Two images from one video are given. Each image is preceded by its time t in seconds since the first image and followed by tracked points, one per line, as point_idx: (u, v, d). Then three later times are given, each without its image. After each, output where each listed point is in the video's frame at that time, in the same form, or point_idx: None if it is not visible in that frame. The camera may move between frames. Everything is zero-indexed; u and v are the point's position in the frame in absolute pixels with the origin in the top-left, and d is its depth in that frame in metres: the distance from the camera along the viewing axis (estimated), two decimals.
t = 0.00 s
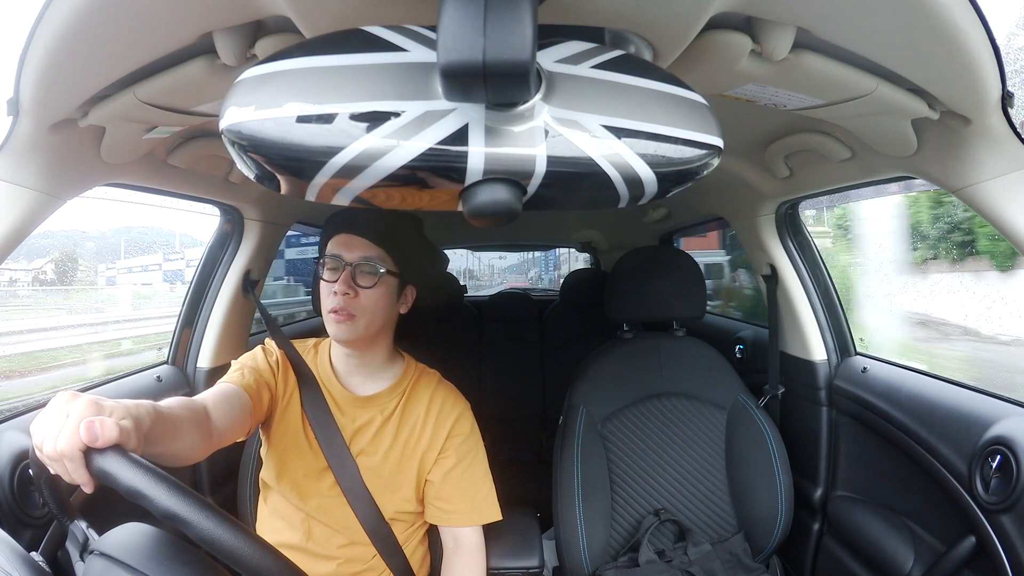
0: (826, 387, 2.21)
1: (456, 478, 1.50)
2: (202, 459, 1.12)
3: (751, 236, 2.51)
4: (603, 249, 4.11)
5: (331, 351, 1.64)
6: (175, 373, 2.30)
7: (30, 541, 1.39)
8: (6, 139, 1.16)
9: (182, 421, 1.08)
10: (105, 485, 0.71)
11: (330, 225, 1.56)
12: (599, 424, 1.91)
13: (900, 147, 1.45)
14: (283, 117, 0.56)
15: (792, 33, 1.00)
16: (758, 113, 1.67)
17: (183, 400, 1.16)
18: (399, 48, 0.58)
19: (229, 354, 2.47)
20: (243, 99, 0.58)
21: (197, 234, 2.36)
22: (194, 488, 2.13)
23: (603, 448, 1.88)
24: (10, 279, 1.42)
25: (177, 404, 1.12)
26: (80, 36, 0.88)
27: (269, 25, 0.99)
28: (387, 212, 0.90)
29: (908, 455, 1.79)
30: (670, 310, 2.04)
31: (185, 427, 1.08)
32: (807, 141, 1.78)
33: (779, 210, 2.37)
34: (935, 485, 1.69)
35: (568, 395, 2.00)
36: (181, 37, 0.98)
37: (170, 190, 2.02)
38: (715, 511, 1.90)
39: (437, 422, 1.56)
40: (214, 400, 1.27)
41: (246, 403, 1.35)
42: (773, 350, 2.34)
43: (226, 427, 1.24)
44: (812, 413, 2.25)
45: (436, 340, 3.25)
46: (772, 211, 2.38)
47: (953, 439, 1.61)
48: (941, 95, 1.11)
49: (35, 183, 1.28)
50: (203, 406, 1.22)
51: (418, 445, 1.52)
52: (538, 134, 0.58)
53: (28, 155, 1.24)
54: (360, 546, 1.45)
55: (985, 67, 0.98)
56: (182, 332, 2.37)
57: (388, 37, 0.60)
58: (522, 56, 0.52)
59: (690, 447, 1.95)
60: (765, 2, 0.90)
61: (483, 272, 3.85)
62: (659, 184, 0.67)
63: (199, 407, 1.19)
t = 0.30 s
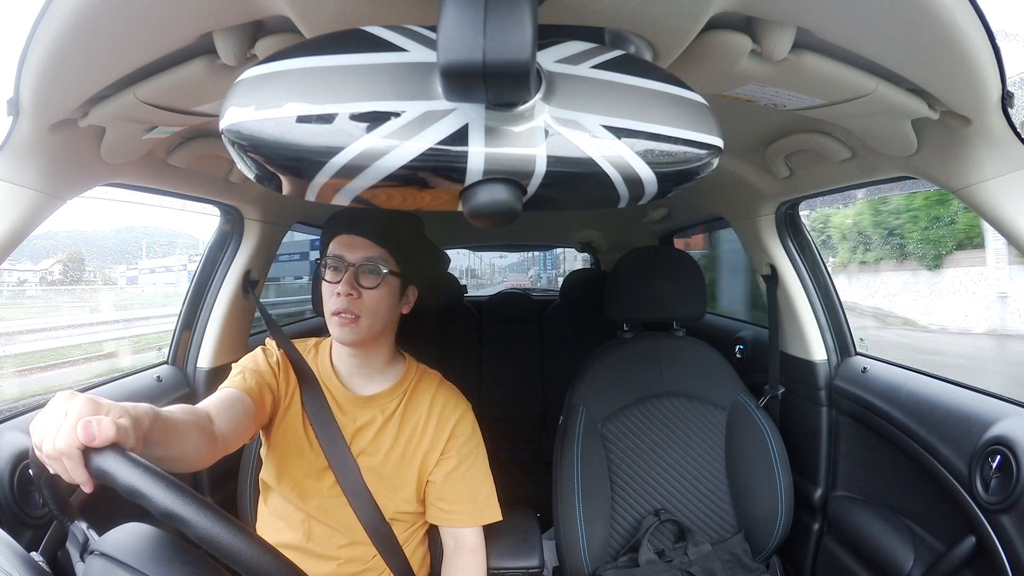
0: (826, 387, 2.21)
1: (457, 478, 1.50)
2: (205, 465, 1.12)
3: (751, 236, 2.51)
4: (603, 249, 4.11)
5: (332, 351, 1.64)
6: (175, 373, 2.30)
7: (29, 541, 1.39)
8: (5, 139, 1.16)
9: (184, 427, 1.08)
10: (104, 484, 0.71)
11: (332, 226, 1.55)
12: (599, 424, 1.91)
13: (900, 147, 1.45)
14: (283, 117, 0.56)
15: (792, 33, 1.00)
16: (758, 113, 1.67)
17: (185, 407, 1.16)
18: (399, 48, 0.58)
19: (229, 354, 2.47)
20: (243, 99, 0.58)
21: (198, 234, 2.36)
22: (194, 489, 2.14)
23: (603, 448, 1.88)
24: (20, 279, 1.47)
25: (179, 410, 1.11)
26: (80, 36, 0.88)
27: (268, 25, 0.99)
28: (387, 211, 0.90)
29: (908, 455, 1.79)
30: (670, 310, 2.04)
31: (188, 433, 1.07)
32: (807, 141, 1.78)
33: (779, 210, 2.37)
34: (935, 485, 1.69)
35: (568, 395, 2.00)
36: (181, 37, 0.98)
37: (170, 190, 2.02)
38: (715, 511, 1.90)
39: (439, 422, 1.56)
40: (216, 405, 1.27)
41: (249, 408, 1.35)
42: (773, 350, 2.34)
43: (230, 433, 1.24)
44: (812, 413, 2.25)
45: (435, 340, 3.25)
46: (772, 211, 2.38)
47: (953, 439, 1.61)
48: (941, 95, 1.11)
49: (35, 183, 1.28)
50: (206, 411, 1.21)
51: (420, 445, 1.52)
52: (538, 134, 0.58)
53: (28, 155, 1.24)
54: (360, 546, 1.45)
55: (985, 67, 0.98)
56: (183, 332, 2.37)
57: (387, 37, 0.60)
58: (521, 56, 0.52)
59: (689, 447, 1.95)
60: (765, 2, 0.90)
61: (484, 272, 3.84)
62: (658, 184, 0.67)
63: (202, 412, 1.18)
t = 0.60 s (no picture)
0: (826, 387, 2.21)
1: (458, 478, 1.49)
2: (205, 464, 1.12)
3: (751, 236, 2.51)
4: (603, 249, 4.11)
5: (331, 352, 1.64)
6: (175, 373, 2.30)
7: (29, 541, 1.39)
8: (6, 139, 1.16)
9: (184, 426, 1.07)
10: (104, 483, 0.71)
11: (332, 226, 1.56)
12: (599, 424, 1.91)
13: (900, 147, 1.45)
14: (283, 117, 0.56)
15: (792, 33, 1.00)
16: (758, 113, 1.67)
17: (185, 406, 1.16)
18: (399, 49, 0.58)
19: (229, 354, 2.47)
20: (243, 99, 0.58)
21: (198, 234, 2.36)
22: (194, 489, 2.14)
23: (603, 448, 1.88)
24: (27, 280, 1.49)
25: (179, 409, 1.11)
26: (80, 36, 0.88)
27: (268, 25, 0.99)
28: (387, 211, 0.90)
29: (908, 455, 1.79)
30: (670, 310, 2.04)
31: (187, 432, 1.07)
32: (807, 141, 1.78)
33: (779, 210, 2.37)
34: (936, 485, 1.68)
35: (568, 396, 2.00)
36: (181, 37, 0.98)
37: (170, 190, 2.02)
38: (715, 511, 1.90)
39: (440, 423, 1.56)
40: (216, 404, 1.27)
41: (249, 407, 1.35)
42: (773, 350, 2.34)
43: (229, 433, 1.23)
44: (812, 414, 2.25)
45: (436, 340, 3.25)
46: (772, 211, 2.38)
47: (953, 439, 1.61)
48: (941, 95, 1.11)
49: (35, 183, 1.28)
50: (205, 410, 1.21)
51: (420, 445, 1.52)
52: (539, 134, 0.58)
53: (28, 155, 1.24)
54: (361, 546, 1.45)
55: (985, 67, 0.98)
56: (183, 332, 2.37)
57: (387, 37, 0.60)
58: (521, 57, 0.52)
59: (689, 447, 1.95)
60: (764, 2, 0.90)
61: (485, 272, 3.84)
62: (659, 184, 0.67)
63: (201, 411, 1.18)
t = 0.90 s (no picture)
0: (826, 387, 2.21)
1: (458, 478, 1.49)
2: (205, 466, 1.11)
3: (751, 236, 2.51)
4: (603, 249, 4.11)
5: (332, 351, 1.64)
6: (175, 373, 2.30)
7: (30, 541, 1.39)
8: (6, 139, 1.16)
9: (184, 428, 1.07)
10: (101, 482, 0.71)
11: (335, 224, 1.56)
12: (599, 424, 1.91)
13: (900, 146, 1.45)
14: (283, 117, 0.56)
15: (792, 33, 1.00)
16: (758, 113, 1.67)
17: (184, 407, 1.15)
18: (399, 49, 0.58)
19: (229, 354, 2.47)
20: (243, 99, 0.58)
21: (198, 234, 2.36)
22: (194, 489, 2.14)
23: (603, 448, 1.88)
24: (33, 281, 1.52)
25: (178, 410, 1.11)
26: (80, 35, 0.88)
27: (268, 26, 0.99)
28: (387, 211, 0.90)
29: (908, 455, 1.79)
30: (670, 310, 2.04)
31: (186, 434, 1.07)
32: (808, 141, 1.78)
33: (779, 210, 2.37)
34: (935, 485, 1.68)
35: (568, 396, 2.00)
36: (181, 37, 0.98)
37: (170, 190, 2.02)
38: (714, 511, 1.90)
39: (440, 422, 1.56)
40: (216, 406, 1.27)
41: (249, 408, 1.34)
42: (773, 350, 2.34)
43: (230, 433, 1.24)
44: (812, 414, 2.25)
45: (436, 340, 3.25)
46: (772, 211, 2.38)
47: (953, 439, 1.61)
48: (941, 95, 1.11)
49: (35, 183, 1.28)
50: (205, 412, 1.21)
51: (421, 445, 1.52)
52: (539, 134, 0.58)
53: (29, 155, 1.24)
54: (361, 546, 1.45)
55: (985, 67, 0.98)
56: (183, 332, 2.38)
57: (387, 37, 0.60)
58: (521, 56, 0.52)
59: (689, 447, 1.95)
60: (764, 2, 0.90)
61: (485, 272, 3.84)
62: (659, 184, 0.67)
63: (201, 413, 1.18)
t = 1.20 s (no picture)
0: (826, 387, 2.21)
1: (458, 480, 1.49)
2: (204, 466, 1.11)
3: (751, 236, 2.51)
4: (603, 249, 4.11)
5: (332, 352, 1.64)
6: (175, 373, 2.30)
7: (30, 541, 1.39)
8: (6, 139, 1.16)
9: (183, 427, 1.07)
10: (101, 482, 0.71)
11: (332, 226, 1.56)
12: (599, 424, 1.91)
13: (900, 147, 1.45)
14: (283, 117, 0.56)
15: (792, 33, 1.00)
16: (758, 113, 1.67)
17: (183, 407, 1.15)
18: (399, 49, 0.58)
19: (229, 354, 2.47)
20: (243, 99, 0.58)
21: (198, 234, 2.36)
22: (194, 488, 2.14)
23: (603, 448, 1.88)
24: (42, 280, 1.57)
25: (178, 409, 1.11)
26: (80, 35, 0.88)
27: (268, 25, 0.99)
28: (387, 211, 0.90)
29: (908, 455, 1.79)
30: (670, 310, 2.04)
31: (186, 433, 1.07)
32: (808, 141, 1.78)
33: (779, 210, 2.37)
34: (935, 485, 1.68)
35: (568, 396, 2.00)
36: (182, 37, 0.98)
37: (171, 190, 2.02)
38: (714, 511, 1.90)
39: (440, 423, 1.56)
40: (215, 406, 1.27)
41: (248, 408, 1.34)
42: (773, 350, 2.34)
43: (229, 433, 1.24)
44: (812, 414, 2.25)
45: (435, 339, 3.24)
46: (772, 211, 2.38)
47: (953, 439, 1.61)
48: (941, 95, 1.11)
49: (34, 183, 1.28)
50: (204, 412, 1.21)
51: (420, 446, 1.52)
52: (539, 134, 0.58)
53: (29, 155, 1.24)
54: (361, 547, 1.45)
55: (985, 67, 0.98)
56: (183, 332, 2.38)
57: (387, 37, 0.60)
58: (521, 56, 0.52)
59: (689, 447, 1.95)
60: (765, 2, 0.90)
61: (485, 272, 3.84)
62: (659, 184, 0.67)
63: (200, 413, 1.18)
